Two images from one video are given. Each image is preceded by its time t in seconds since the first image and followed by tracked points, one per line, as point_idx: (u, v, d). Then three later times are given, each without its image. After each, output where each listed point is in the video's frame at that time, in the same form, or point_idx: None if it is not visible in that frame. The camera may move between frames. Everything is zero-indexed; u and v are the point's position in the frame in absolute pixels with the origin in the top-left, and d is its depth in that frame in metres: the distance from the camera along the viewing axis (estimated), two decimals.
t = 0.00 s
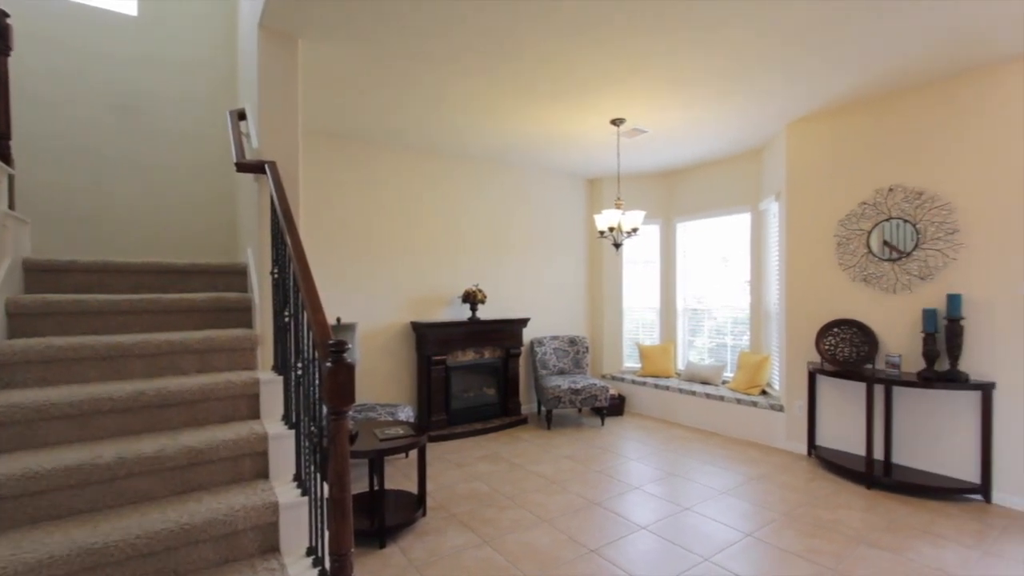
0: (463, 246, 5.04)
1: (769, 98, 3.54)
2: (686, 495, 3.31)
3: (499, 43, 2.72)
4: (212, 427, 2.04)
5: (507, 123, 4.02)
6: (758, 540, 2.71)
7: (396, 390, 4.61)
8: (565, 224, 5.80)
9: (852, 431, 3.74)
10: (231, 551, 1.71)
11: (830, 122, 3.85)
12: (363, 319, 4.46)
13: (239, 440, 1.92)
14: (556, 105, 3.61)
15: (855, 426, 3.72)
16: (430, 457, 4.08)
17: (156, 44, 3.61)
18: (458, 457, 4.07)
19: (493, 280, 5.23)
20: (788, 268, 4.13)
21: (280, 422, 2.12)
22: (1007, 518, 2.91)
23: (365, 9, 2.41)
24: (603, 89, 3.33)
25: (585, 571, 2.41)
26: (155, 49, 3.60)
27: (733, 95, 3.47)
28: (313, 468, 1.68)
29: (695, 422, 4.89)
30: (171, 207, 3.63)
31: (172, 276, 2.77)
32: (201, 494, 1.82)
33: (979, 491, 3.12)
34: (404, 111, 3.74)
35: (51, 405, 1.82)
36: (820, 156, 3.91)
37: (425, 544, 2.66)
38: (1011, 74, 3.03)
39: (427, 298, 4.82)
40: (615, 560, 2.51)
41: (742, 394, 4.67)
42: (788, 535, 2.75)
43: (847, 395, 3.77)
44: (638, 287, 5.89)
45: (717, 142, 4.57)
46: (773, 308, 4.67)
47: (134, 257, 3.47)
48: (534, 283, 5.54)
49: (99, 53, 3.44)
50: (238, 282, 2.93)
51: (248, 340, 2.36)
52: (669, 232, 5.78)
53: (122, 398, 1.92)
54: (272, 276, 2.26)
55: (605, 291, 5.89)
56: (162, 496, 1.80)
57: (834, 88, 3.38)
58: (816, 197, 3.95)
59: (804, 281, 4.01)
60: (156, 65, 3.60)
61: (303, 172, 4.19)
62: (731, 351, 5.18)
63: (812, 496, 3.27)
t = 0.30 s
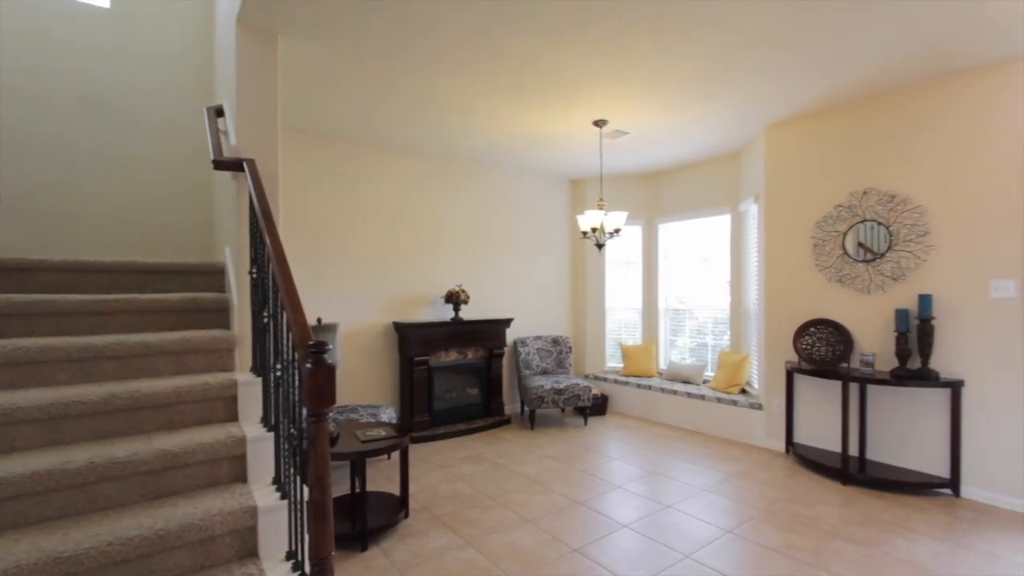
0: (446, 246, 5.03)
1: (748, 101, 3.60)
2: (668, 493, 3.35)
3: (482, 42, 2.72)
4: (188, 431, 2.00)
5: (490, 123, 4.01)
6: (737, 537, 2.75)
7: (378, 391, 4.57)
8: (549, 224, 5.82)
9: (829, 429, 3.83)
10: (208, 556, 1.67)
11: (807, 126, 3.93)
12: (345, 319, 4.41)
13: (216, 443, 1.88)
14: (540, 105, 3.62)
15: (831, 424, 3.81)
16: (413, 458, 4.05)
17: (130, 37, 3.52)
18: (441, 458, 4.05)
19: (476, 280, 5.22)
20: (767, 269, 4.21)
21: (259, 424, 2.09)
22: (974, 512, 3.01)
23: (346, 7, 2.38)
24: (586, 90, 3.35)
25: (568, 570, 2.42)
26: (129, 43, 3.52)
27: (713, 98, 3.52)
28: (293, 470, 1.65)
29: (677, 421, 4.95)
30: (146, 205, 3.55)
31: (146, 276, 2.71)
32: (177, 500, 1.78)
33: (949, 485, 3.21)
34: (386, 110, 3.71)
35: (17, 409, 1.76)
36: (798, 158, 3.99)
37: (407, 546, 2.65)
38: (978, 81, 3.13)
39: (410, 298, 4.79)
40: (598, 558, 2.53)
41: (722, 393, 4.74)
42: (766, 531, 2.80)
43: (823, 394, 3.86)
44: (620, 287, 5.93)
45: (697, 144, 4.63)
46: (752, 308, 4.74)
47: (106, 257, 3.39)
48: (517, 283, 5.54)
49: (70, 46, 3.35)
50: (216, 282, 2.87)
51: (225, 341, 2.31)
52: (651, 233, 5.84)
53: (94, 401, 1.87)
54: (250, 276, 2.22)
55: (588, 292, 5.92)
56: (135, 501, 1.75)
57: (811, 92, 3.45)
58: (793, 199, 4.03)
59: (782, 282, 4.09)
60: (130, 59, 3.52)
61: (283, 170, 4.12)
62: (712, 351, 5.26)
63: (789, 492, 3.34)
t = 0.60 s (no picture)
0: (431, 246, 5.00)
1: (730, 104, 3.65)
2: (653, 492, 3.38)
3: (468, 42, 2.71)
4: (166, 434, 1.95)
5: (476, 123, 4.00)
6: (721, 534, 2.78)
7: (362, 392, 4.54)
8: (535, 225, 5.83)
9: (810, 427, 3.90)
10: (187, 562, 1.64)
11: (788, 129, 4.00)
12: (329, 320, 4.37)
13: (195, 446, 1.84)
14: (526, 106, 3.62)
15: (812, 422, 3.88)
16: (398, 459, 4.03)
17: (107, 30, 3.44)
18: (427, 459, 4.04)
19: (462, 281, 5.21)
20: (750, 270, 4.27)
21: (240, 427, 2.05)
22: (948, 506, 3.09)
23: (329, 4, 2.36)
24: (571, 91, 3.36)
25: (554, 569, 2.42)
26: (105, 36, 3.43)
27: (697, 100, 3.56)
28: (275, 472, 1.63)
29: (661, 420, 4.99)
30: (123, 203, 3.46)
31: (123, 276, 2.65)
32: (155, 504, 1.74)
33: (925, 480, 3.29)
34: (370, 108, 3.67)
35: None
36: (779, 161, 4.06)
37: (392, 548, 2.63)
38: (952, 87, 3.22)
39: (395, 298, 4.76)
40: (583, 557, 2.54)
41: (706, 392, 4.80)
42: (749, 528, 2.84)
43: (804, 392, 3.92)
44: (606, 287, 5.96)
45: (681, 146, 4.68)
46: (735, 308, 4.81)
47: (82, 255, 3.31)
48: (503, 283, 5.54)
49: (43, 40, 3.27)
50: (196, 282, 2.82)
51: (205, 342, 2.27)
52: (636, 234, 5.89)
53: (67, 404, 1.82)
54: (231, 276, 2.18)
55: (573, 292, 5.94)
56: (112, 507, 1.71)
57: (792, 95, 3.51)
58: (775, 202, 4.09)
59: (764, 282, 4.16)
60: (106, 53, 3.44)
61: (266, 169, 4.07)
62: (696, 350, 5.31)
63: (771, 489, 3.39)
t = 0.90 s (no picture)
0: (415, 246, 4.97)
1: (711, 107, 3.70)
2: (636, 491, 3.40)
3: (450, 42, 2.70)
4: (141, 438, 1.91)
5: (459, 123, 3.99)
6: (701, 531, 2.82)
7: (344, 394, 4.49)
8: (518, 225, 5.84)
9: (788, 425, 3.97)
10: (163, 569, 1.60)
11: (767, 133, 4.07)
12: (310, 321, 4.31)
13: (171, 450, 1.80)
14: (509, 106, 3.62)
15: (790, 420, 3.95)
16: (380, 461, 3.99)
17: (78, 23, 3.34)
18: (409, 461, 4.01)
19: (445, 281, 5.19)
20: (730, 270, 4.33)
21: (218, 429, 2.01)
22: (920, 501, 3.18)
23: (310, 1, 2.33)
24: (554, 91, 3.37)
25: (538, 569, 2.43)
26: (76, 29, 3.34)
27: (677, 103, 3.60)
28: (253, 476, 1.60)
29: (644, 419, 5.03)
30: (95, 201, 3.37)
31: (96, 275, 2.58)
32: (129, 510, 1.70)
33: (898, 476, 3.38)
34: (352, 107, 3.64)
35: None
36: (758, 164, 4.13)
37: (374, 551, 2.60)
38: (923, 94, 3.31)
39: (378, 299, 4.72)
40: (566, 557, 2.54)
41: (687, 391, 4.86)
42: (729, 525, 2.88)
43: (783, 391, 4.00)
44: (589, 288, 6.00)
45: (663, 148, 4.73)
46: (716, 308, 4.87)
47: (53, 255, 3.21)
48: (486, 284, 5.54)
49: (11, 32, 3.17)
50: (171, 282, 2.75)
51: (182, 344, 2.22)
52: (619, 235, 5.93)
53: (36, 408, 1.76)
54: (209, 276, 2.14)
55: (557, 292, 5.96)
56: (84, 513, 1.67)
57: (770, 99, 3.57)
58: (754, 203, 4.17)
59: (744, 283, 4.22)
60: (78, 47, 3.34)
61: (245, 167, 4.00)
62: (678, 350, 5.37)
63: (751, 487, 3.44)
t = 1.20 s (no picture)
0: (401, 245, 4.95)
1: (696, 109, 3.74)
2: (622, 490, 3.42)
3: (437, 41, 2.69)
4: (120, 440, 1.87)
5: (447, 122, 3.98)
6: (686, 529, 2.85)
7: (330, 395, 4.45)
8: (506, 225, 5.83)
9: (771, 423, 4.03)
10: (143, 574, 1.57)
11: (751, 135, 4.12)
12: (295, 321, 4.26)
13: (150, 453, 1.77)
14: (497, 106, 3.62)
15: (773, 419, 4.01)
16: (366, 462, 3.96)
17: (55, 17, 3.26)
18: (396, 462, 3.98)
19: (432, 281, 5.17)
20: (715, 271, 4.38)
21: (199, 432, 1.98)
22: (899, 497, 3.24)
23: None
24: (541, 92, 3.38)
25: (524, 569, 2.43)
26: (53, 23, 3.26)
27: (664, 105, 3.63)
28: (236, 478, 1.58)
29: (630, 419, 5.07)
30: (72, 199, 3.29)
31: (74, 275, 2.52)
32: (107, 514, 1.66)
33: (878, 473, 3.45)
34: (338, 105, 3.60)
35: None
36: (742, 166, 4.18)
37: (360, 553, 2.58)
38: (902, 98, 3.38)
39: (364, 299, 4.68)
40: (553, 557, 2.55)
41: (673, 390, 4.90)
42: (713, 523, 2.91)
43: (766, 390, 4.05)
44: (576, 288, 6.02)
45: (649, 149, 4.77)
46: (701, 308, 4.92)
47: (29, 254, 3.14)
48: (473, 283, 5.52)
49: None
50: (152, 281, 2.70)
51: (162, 344, 2.18)
52: (606, 235, 5.96)
53: (10, 411, 1.71)
54: (191, 275, 2.10)
55: (544, 292, 5.97)
56: (60, 518, 1.63)
57: (755, 102, 3.62)
58: (738, 205, 4.22)
59: (729, 283, 4.28)
60: (55, 41, 3.26)
61: (228, 165, 3.94)
62: (664, 350, 5.41)
63: (735, 485, 3.49)
